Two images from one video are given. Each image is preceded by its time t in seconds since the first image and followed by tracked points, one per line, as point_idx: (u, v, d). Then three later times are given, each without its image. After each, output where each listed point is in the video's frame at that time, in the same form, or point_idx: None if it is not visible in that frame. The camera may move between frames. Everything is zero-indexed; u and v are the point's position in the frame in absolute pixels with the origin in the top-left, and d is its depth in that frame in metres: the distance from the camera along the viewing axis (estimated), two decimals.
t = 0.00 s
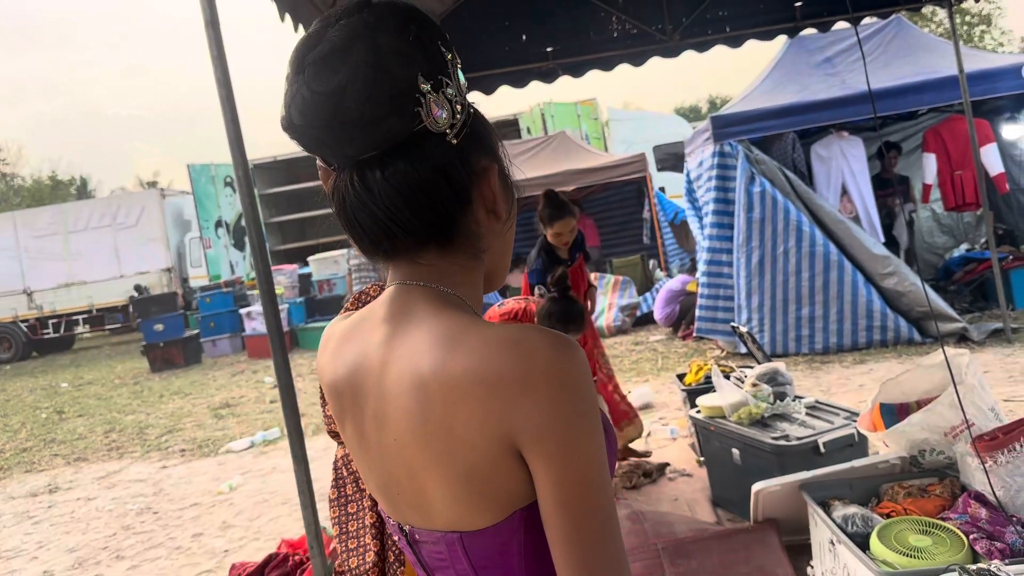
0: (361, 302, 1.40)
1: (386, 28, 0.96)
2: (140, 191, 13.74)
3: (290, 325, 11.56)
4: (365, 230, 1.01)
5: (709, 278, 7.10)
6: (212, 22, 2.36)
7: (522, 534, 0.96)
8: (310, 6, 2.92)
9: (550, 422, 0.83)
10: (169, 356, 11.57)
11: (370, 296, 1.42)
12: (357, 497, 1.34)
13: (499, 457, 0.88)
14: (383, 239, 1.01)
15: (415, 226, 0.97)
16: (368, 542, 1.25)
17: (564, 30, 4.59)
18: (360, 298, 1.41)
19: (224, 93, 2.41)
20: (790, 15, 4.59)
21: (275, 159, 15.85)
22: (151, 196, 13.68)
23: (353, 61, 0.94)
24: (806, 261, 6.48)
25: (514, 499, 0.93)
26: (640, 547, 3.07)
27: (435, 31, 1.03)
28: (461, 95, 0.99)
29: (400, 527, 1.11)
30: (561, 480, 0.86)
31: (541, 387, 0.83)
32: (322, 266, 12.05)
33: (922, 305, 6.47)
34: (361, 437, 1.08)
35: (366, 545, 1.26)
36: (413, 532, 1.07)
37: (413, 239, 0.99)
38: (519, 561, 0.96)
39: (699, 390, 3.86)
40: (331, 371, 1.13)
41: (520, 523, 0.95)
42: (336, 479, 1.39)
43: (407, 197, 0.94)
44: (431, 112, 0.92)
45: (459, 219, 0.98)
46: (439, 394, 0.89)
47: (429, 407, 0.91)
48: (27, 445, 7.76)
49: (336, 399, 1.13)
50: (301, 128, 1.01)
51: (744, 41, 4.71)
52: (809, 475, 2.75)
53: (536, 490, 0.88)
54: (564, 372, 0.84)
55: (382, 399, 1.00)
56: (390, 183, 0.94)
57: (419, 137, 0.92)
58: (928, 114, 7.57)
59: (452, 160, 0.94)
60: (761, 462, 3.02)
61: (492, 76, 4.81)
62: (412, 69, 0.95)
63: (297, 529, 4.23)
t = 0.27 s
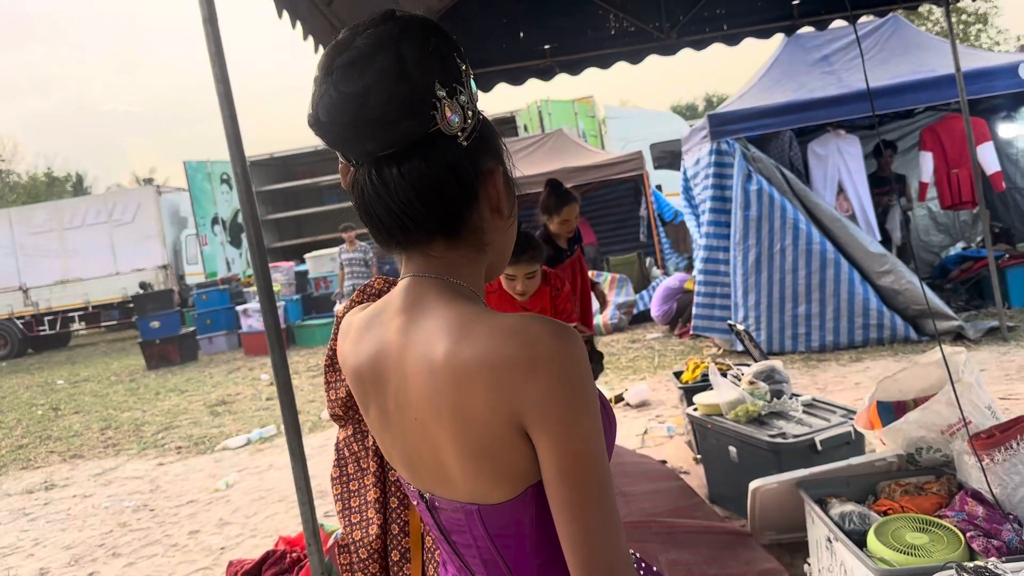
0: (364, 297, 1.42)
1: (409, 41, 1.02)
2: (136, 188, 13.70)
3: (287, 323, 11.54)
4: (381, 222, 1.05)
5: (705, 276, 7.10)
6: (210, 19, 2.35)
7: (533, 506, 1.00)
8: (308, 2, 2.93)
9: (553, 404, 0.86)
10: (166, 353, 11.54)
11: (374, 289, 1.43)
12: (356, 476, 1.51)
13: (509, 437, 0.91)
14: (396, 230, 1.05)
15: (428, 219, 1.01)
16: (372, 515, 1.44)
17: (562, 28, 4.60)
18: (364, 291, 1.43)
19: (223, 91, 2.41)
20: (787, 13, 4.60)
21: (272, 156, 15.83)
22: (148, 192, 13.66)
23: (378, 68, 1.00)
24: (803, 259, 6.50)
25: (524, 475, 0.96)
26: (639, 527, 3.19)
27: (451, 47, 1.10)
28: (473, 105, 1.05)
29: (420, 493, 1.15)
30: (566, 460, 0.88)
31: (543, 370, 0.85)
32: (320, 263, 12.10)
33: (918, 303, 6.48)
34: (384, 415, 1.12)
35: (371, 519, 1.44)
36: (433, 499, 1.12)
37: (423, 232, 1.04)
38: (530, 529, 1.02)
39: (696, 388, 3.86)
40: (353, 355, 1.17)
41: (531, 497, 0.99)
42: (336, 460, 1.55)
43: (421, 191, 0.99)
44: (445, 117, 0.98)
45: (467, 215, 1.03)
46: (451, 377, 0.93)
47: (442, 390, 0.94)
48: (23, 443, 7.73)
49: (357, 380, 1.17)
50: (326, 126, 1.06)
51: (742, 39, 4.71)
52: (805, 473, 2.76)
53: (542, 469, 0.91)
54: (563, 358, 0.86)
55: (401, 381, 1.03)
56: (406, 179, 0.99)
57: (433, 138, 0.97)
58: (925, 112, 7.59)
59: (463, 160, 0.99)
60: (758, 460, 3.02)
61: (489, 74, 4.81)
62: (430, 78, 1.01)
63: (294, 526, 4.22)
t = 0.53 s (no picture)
0: (351, 300, 1.46)
1: (429, 47, 1.05)
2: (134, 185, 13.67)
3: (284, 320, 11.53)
4: (390, 213, 1.07)
5: (703, 273, 7.07)
6: (208, 15, 2.35)
7: (532, 489, 0.99)
8: None
9: (562, 392, 0.88)
10: (163, 350, 11.52)
11: (362, 293, 1.48)
12: (336, 470, 1.54)
13: (515, 425, 0.92)
14: (403, 222, 1.07)
15: (434, 214, 1.03)
16: (356, 509, 1.48)
17: (561, 26, 4.61)
18: (351, 296, 1.47)
19: (221, 88, 2.40)
20: (785, 11, 4.61)
21: (270, 154, 15.82)
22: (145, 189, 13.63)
23: (399, 69, 1.03)
24: (799, 257, 6.52)
25: (526, 464, 0.97)
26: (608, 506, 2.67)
27: (467, 59, 1.13)
28: (484, 112, 1.07)
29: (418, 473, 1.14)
30: (570, 449, 0.90)
31: (553, 359, 0.88)
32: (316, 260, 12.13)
33: (914, 301, 6.50)
34: (389, 402, 1.12)
35: (355, 512, 1.49)
36: (434, 481, 1.11)
37: (429, 225, 1.05)
38: (527, 513, 1.01)
39: (693, 385, 3.86)
40: (360, 343, 1.17)
41: (532, 483, 0.99)
42: (312, 456, 1.55)
43: (429, 187, 1.01)
44: (456, 119, 1.00)
45: (468, 212, 1.04)
46: (461, 363, 0.94)
47: (452, 376, 0.95)
48: (19, 440, 7.72)
49: (363, 368, 1.16)
50: (345, 121, 1.09)
51: (740, 37, 4.72)
52: (802, 470, 2.76)
53: (544, 455, 0.92)
54: (566, 350, 0.89)
55: (411, 368, 1.04)
56: (414, 175, 1.01)
57: (442, 138, 0.99)
58: (922, 111, 7.62)
59: (470, 161, 1.01)
60: (754, 457, 3.03)
61: (487, 71, 4.82)
62: (445, 82, 1.03)
63: (291, 523, 4.22)
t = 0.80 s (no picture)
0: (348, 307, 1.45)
1: (442, 57, 1.08)
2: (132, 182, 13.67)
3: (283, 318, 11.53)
4: (398, 213, 1.09)
5: (701, 270, 7.09)
6: (208, 13, 2.35)
7: (538, 475, 1.01)
8: None
9: (570, 370, 0.93)
10: (161, 348, 11.51)
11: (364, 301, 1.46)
12: (315, 479, 1.51)
13: (524, 404, 0.95)
14: (410, 220, 1.08)
15: (440, 214, 1.05)
16: (336, 516, 1.46)
17: (559, 24, 4.61)
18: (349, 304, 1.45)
19: (220, 86, 2.40)
20: (784, 9, 4.61)
21: (268, 151, 15.83)
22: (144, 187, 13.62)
23: (412, 77, 1.06)
24: (798, 255, 6.52)
25: (532, 445, 1.00)
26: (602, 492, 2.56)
27: (478, 69, 1.15)
28: (491, 119, 1.09)
29: (421, 469, 1.14)
30: (576, 424, 0.95)
31: (562, 338, 0.93)
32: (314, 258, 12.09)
33: (913, 300, 6.50)
34: (391, 391, 1.12)
35: (334, 520, 1.47)
36: (438, 471, 1.11)
37: (435, 226, 1.07)
38: (534, 499, 1.02)
39: (692, 383, 3.86)
40: (362, 335, 1.17)
41: (539, 466, 1.01)
42: (294, 463, 1.53)
43: (436, 189, 1.03)
44: (464, 126, 1.02)
45: (472, 213, 1.06)
46: (475, 348, 0.96)
47: (464, 361, 0.97)
48: (18, 437, 7.71)
49: (365, 358, 1.16)
50: (360, 126, 1.12)
51: (739, 35, 4.72)
52: (801, 469, 2.76)
53: (551, 432, 0.96)
54: (575, 335, 0.94)
55: (418, 355, 1.05)
56: (422, 177, 1.03)
57: (449, 143, 1.02)
58: (921, 109, 7.63)
59: (476, 165, 1.03)
60: (753, 455, 3.03)
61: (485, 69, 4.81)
62: (454, 89, 1.06)
63: (289, 521, 4.22)
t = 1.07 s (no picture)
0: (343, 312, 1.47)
1: (450, 58, 1.08)
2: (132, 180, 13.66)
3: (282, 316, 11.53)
4: (406, 211, 1.09)
5: (701, 269, 7.09)
6: (208, 9, 2.35)
7: (556, 454, 1.05)
8: None
9: (590, 341, 0.97)
10: (161, 346, 11.50)
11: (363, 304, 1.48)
12: (307, 485, 1.50)
13: (546, 379, 0.98)
14: (419, 218, 1.08)
15: (450, 212, 1.06)
16: (330, 521, 1.44)
17: (559, 21, 4.61)
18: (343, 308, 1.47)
19: (220, 84, 2.39)
20: (784, 7, 4.61)
21: (268, 149, 15.83)
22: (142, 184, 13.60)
23: (421, 78, 1.06)
24: (798, 253, 6.52)
25: (552, 421, 1.02)
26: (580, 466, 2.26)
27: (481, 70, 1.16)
28: (496, 120, 1.10)
29: (436, 459, 1.14)
30: (597, 395, 0.98)
31: (580, 314, 0.97)
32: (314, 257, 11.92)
33: (913, 297, 6.50)
34: (406, 381, 1.12)
35: (327, 526, 1.45)
36: (455, 461, 1.11)
37: (444, 223, 1.07)
38: (553, 480, 1.06)
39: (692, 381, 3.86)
40: (372, 329, 1.17)
41: (558, 444, 1.04)
42: (284, 470, 1.52)
43: (446, 188, 1.04)
44: (472, 128, 1.03)
45: (480, 211, 1.07)
46: (497, 327, 0.99)
47: (486, 342, 1.00)
48: (18, 435, 7.70)
49: (378, 350, 1.16)
50: (367, 126, 1.12)
51: (739, 33, 4.73)
52: (801, 466, 2.76)
53: (572, 405, 0.99)
54: (591, 310, 0.99)
55: (436, 342, 1.06)
56: (432, 176, 1.03)
57: (458, 144, 1.02)
58: (921, 107, 7.63)
59: (485, 164, 1.04)
60: (753, 453, 3.03)
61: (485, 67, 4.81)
62: (463, 91, 1.06)
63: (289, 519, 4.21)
